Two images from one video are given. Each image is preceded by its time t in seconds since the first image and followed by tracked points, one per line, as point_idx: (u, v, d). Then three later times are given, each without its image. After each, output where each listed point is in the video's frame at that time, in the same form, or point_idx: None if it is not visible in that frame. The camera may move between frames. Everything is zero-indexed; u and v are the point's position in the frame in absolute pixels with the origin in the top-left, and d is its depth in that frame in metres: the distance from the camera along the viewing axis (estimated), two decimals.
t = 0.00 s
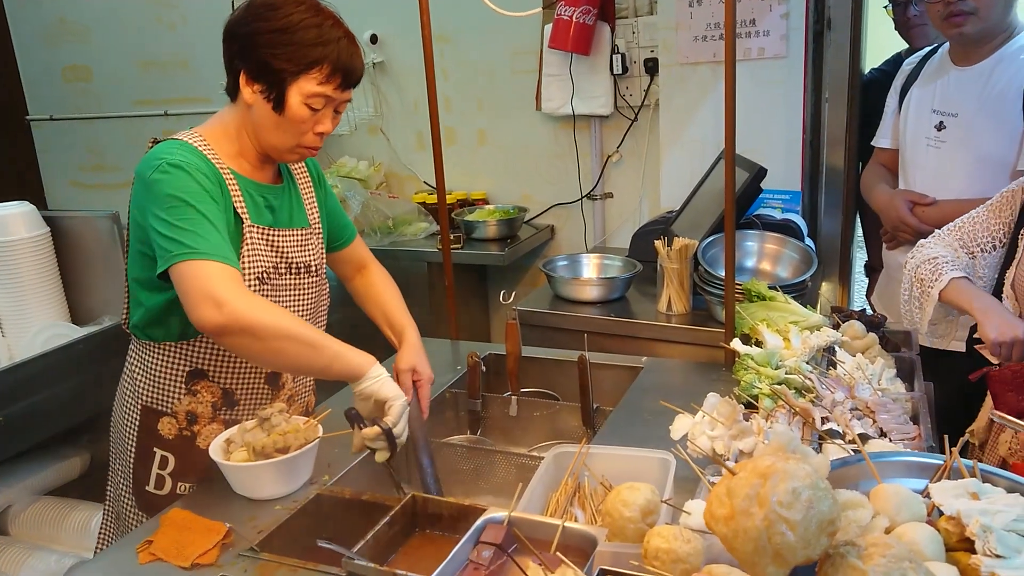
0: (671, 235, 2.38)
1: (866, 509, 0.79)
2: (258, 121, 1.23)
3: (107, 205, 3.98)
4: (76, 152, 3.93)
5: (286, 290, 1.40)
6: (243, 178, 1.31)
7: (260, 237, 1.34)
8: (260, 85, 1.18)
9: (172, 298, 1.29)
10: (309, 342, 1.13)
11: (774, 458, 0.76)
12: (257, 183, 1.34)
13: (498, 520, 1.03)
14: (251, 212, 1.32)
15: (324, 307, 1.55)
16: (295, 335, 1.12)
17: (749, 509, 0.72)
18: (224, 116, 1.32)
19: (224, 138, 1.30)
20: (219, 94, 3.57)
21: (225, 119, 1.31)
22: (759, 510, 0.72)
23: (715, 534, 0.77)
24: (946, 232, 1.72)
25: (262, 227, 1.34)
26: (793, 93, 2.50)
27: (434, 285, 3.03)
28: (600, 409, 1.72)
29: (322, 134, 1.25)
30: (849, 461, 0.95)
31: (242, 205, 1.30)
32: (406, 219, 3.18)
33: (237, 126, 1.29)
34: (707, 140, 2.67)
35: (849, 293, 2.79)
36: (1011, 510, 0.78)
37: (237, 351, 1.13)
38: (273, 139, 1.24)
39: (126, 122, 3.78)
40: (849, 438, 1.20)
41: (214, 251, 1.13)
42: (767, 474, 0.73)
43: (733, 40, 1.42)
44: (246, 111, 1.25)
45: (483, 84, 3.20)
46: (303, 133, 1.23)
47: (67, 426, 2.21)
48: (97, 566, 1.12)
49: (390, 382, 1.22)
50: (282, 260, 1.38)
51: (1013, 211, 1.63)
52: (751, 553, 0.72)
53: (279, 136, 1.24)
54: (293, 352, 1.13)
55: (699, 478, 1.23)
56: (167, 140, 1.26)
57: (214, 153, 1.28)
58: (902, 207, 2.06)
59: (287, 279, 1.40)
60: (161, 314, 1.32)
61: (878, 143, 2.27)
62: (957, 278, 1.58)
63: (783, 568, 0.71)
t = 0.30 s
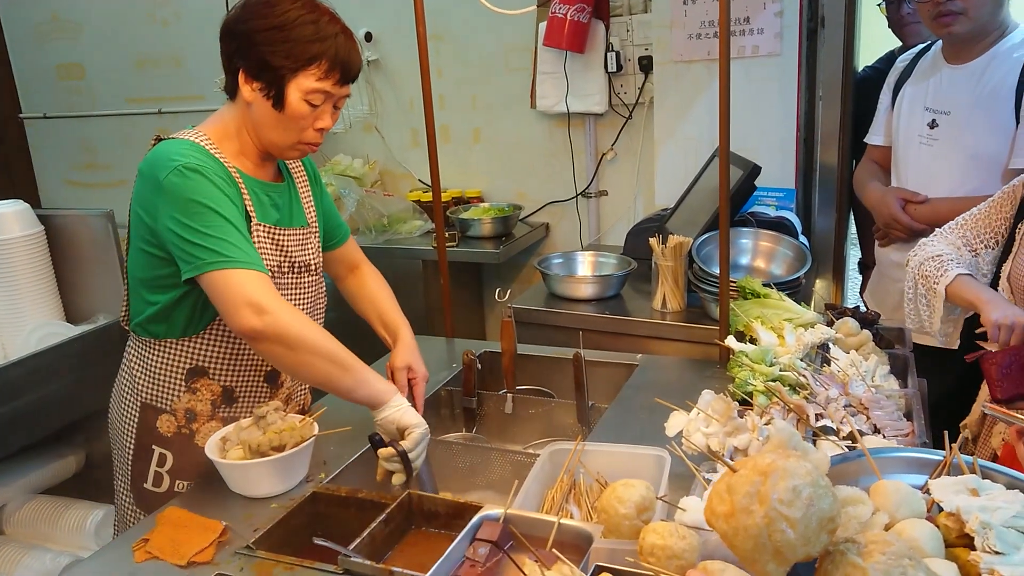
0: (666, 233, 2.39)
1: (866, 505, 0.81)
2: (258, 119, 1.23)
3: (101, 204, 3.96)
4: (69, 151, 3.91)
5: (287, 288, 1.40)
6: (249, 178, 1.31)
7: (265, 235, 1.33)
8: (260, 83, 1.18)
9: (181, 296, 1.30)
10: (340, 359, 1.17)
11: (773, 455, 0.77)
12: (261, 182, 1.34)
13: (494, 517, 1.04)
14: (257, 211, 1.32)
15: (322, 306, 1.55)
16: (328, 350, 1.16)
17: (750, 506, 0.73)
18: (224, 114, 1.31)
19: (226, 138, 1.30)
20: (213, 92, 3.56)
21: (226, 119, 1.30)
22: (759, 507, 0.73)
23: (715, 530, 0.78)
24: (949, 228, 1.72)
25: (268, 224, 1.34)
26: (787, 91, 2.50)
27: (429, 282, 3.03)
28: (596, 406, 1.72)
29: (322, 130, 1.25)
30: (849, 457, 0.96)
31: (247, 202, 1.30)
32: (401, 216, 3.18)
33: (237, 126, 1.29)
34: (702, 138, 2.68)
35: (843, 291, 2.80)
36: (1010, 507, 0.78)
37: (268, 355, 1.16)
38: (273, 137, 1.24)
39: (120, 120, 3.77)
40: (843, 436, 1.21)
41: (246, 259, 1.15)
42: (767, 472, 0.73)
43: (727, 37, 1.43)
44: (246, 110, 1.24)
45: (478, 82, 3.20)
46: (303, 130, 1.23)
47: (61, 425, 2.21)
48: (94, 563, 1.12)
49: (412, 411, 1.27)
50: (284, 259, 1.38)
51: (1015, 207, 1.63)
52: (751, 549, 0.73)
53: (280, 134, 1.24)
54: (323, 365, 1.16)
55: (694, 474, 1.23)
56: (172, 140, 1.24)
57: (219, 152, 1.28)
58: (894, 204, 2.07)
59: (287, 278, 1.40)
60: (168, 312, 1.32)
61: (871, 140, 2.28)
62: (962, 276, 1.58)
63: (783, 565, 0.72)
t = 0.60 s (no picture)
0: (664, 232, 2.39)
1: (865, 508, 0.80)
2: (252, 119, 1.23)
3: (98, 203, 3.96)
4: (66, 150, 3.90)
5: (285, 288, 1.40)
6: (239, 176, 1.30)
7: (259, 235, 1.33)
8: (254, 83, 1.18)
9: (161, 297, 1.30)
10: (253, 354, 1.12)
11: (774, 459, 0.77)
12: (254, 180, 1.33)
13: (493, 516, 1.04)
14: (249, 211, 1.32)
15: (319, 306, 1.55)
16: (236, 349, 1.12)
17: (749, 512, 0.73)
18: (220, 113, 1.31)
19: (220, 136, 1.29)
20: (210, 90, 3.56)
21: (220, 117, 1.30)
22: (759, 513, 0.72)
23: (714, 536, 0.77)
24: (952, 222, 1.74)
25: (260, 224, 1.34)
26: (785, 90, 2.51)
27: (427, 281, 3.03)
28: (593, 405, 1.72)
29: (316, 131, 1.25)
30: (848, 458, 0.96)
31: (239, 200, 1.29)
32: (398, 215, 3.19)
33: (232, 124, 1.29)
34: (700, 137, 2.68)
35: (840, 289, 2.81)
36: (1010, 509, 0.78)
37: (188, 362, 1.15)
38: (267, 136, 1.24)
39: (118, 119, 3.76)
40: (841, 434, 1.22)
41: (175, 272, 1.13)
42: (767, 477, 0.74)
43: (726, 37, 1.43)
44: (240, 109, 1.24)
45: (475, 80, 3.19)
46: (297, 130, 1.23)
47: (59, 425, 2.21)
48: (92, 562, 1.12)
49: (357, 386, 1.18)
50: (279, 259, 1.38)
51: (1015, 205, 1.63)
52: (751, 555, 0.73)
53: (273, 133, 1.23)
54: (239, 363, 1.13)
55: (692, 473, 1.23)
56: (165, 139, 1.26)
57: (210, 152, 1.27)
58: (891, 203, 2.08)
59: (284, 278, 1.39)
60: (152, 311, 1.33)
61: (868, 138, 2.29)
62: (950, 259, 1.61)
63: (784, 571, 0.72)
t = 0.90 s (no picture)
0: (663, 232, 2.40)
1: (864, 515, 0.80)
2: (224, 124, 1.24)
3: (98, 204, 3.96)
4: (66, 150, 3.90)
5: (260, 286, 1.38)
6: (207, 176, 1.32)
7: (228, 233, 1.34)
8: (227, 89, 1.19)
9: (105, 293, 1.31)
10: (110, 306, 1.06)
11: (774, 469, 0.75)
12: (226, 179, 1.35)
13: (493, 516, 1.04)
14: (217, 209, 1.33)
15: (311, 303, 1.54)
16: (91, 304, 1.06)
17: (750, 523, 0.71)
18: (200, 114, 1.34)
19: (194, 136, 1.32)
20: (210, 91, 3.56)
21: (200, 118, 1.33)
22: (761, 524, 0.71)
23: (714, 548, 0.76)
24: (954, 229, 1.73)
25: (231, 222, 1.34)
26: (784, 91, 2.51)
27: (427, 282, 3.04)
28: (593, 405, 1.73)
29: (286, 144, 1.25)
30: (844, 464, 0.96)
31: (205, 198, 1.31)
32: (399, 216, 3.19)
33: (209, 126, 1.31)
34: (699, 138, 2.68)
35: (839, 290, 2.81)
36: (1007, 515, 0.79)
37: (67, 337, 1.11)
38: (236, 142, 1.25)
39: (117, 120, 3.77)
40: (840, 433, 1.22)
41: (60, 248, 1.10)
42: (768, 487, 0.72)
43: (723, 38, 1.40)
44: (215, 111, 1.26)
45: (475, 81, 3.20)
46: (266, 141, 1.23)
47: (59, 425, 2.21)
48: (93, 563, 1.13)
49: (218, 299, 1.08)
50: (254, 255, 1.37)
51: (1012, 211, 1.62)
52: (752, 567, 0.71)
53: (242, 140, 1.24)
54: (100, 321, 1.07)
55: (692, 473, 1.24)
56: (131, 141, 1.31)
57: (179, 151, 1.30)
58: (890, 204, 2.08)
59: (260, 275, 1.38)
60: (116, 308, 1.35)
61: (867, 139, 2.29)
62: (951, 265, 1.63)
63: None
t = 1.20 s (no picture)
0: (663, 235, 2.41)
1: (854, 522, 0.80)
2: (206, 127, 1.26)
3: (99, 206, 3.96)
4: (67, 153, 3.91)
5: (242, 286, 1.38)
6: (189, 175, 1.34)
7: (210, 234, 1.35)
8: (206, 93, 1.21)
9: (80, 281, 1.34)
10: (61, 255, 1.07)
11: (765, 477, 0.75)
12: (211, 180, 1.36)
13: (495, 518, 1.04)
14: (198, 209, 1.35)
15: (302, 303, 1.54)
16: (43, 250, 1.06)
17: (743, 531, 0.71)
18: (189, 118, 1.36)
19: (180, 137, 1.34)
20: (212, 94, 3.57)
21: (188, 121, 1.35)
22: (753, 532, 0.71)
23: (708, 557, 0.76)
24: (960, 244, 1.76)
25: (213, 223, 1.36)
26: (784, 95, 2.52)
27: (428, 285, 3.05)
28: (594, 408, 1.74)
29: (264, 149, 1.25)
30: (832, 471, 0.96)
31: (187, 201, 1.34)
32: (399, 219, 3.19)
33: (195, 129, 1.33)
34: (698, 141, 2.69)
35: (839, 293, 2.82)
36: (995, 519, 0.80)
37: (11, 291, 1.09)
38: (217, 146, 1.27)
39: (119, 123, 3.78)
40: (839, 436, 1.23)
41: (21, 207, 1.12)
42: (760, 494, 0.72)
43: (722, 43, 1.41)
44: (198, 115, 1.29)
45: (475, 84, 3.21)
46: (243, 146, 1.25)
47: (61, 427, 2.22)
48: (96, 565, 1.13)
49: (169, 260, 1.11)
50: (236, 256, 1.37)
51: (1008, 218, 1.62)
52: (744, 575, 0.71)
53: (222, 145, 1.26)
54: (49, 270, 1.06)
55: (692, 476, 1.24)
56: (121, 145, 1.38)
57: (163, 150, 1.33)
58: (888, 206, 2.09)
59: (241, 276, 1.38)
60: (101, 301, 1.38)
61: (866, 142, 2.30)
62: (959, 278, 1.65)
63: None
